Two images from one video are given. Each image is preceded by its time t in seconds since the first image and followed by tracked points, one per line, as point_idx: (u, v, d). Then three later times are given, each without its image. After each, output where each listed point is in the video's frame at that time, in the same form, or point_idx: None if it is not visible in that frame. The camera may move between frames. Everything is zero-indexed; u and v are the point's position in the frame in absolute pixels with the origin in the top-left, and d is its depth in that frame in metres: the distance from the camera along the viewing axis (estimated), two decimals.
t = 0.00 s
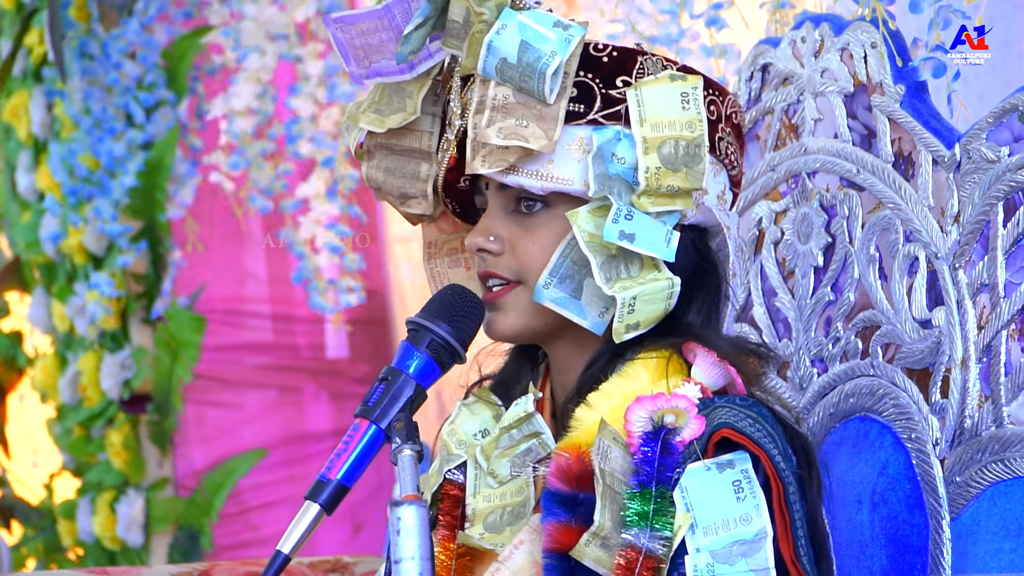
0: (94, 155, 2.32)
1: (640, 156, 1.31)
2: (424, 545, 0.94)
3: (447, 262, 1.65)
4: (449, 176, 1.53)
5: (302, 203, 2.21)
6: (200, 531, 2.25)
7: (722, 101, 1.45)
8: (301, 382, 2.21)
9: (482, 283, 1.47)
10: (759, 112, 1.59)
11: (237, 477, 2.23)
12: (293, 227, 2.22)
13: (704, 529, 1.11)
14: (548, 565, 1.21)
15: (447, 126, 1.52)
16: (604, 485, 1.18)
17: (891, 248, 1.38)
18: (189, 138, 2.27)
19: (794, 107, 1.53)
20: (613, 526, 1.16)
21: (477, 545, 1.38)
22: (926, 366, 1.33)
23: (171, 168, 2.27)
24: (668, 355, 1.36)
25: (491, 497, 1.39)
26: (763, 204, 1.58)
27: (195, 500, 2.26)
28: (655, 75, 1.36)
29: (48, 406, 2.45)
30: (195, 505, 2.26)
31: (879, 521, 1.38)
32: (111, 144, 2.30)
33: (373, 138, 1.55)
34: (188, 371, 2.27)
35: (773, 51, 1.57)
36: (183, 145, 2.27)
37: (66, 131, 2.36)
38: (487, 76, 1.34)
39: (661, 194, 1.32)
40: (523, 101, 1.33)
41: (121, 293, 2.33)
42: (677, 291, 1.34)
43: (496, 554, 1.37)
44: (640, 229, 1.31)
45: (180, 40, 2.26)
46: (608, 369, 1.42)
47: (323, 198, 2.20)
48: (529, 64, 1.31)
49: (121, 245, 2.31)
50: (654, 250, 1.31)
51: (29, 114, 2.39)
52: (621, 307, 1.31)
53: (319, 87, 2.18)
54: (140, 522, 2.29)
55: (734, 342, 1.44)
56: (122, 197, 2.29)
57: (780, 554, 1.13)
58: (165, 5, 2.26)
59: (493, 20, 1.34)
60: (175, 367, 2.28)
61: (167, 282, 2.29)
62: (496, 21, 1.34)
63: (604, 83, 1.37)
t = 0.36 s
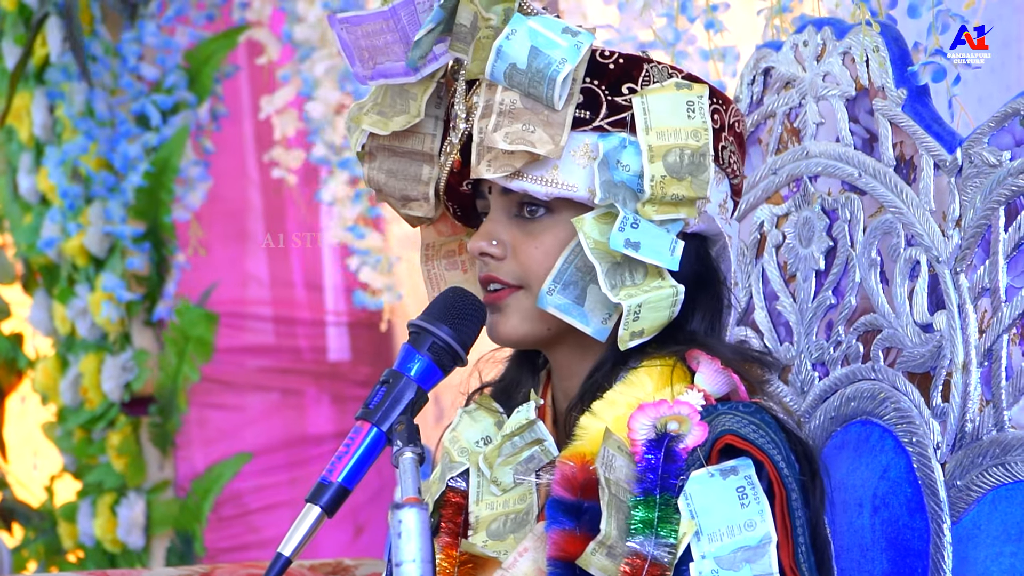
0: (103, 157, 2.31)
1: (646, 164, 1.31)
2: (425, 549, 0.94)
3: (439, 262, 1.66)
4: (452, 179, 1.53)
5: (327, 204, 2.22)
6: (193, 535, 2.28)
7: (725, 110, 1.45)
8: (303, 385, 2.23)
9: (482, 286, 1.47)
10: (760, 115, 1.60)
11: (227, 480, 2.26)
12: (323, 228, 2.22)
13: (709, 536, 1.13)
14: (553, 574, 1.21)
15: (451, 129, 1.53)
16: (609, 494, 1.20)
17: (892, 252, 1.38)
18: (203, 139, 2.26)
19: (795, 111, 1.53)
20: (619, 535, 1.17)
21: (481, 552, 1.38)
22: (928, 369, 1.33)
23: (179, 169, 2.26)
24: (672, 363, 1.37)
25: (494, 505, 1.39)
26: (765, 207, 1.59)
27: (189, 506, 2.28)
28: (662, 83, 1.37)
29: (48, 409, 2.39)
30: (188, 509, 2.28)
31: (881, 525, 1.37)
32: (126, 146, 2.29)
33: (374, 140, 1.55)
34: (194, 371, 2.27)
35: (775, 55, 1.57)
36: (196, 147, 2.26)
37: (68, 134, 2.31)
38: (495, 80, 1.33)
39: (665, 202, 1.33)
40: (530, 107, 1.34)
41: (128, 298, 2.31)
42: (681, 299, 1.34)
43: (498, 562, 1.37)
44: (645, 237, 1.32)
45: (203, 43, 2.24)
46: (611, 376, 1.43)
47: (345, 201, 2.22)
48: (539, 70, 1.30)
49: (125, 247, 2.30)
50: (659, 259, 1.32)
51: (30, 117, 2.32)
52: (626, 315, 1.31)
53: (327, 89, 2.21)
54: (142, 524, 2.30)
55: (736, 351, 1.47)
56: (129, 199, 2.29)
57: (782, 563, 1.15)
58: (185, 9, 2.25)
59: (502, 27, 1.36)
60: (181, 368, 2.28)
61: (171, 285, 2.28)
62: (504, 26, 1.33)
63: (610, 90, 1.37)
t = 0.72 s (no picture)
0: (102, 158, 2.30)
1: (643, 144, 1.32)
2: (427, 550, 0.94)
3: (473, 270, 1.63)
4: (464, 173, 1.51)
5: (281, 209, 2.25)
6: (197, 534, 2.28)
7: (738, 99, 1.44)
8: (303, 386, 2.26)
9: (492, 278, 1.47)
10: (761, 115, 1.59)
11: (231, 481, 2.28)
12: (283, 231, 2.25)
13: (726, 540, 1.12)
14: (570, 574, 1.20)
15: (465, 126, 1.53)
16: (628, 495, 1.18)
17: (893, 252, 1.38)
18: (197, 139, 2.26)
19: (796, 111, 1.53)
20: (635, 537, 1.16)
21: (498, 547, 1.37)
22: (929, 370, 1.33)
23: (176, 170, 2.26)
24: (694, 363, 1.36)
25: (512, 499, 1.39)
26: (765, 207, 1.59)
27: (193, 505, 2.28)
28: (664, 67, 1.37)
29: (49, 410, 2.37)
30: (191, 508, 2.28)
31: (882, 525, 1.37)
32: (122, 147, 2.28)
33: (394, 139, 1.56)
34: (189, 371, 2.28)
35: (776, 55, 1.57)
36: (190, 146, 2.26)
37: (71, 134, 2.30)
38: (492, 65, 1.35)
39: (665, 182, 1.33)
40: (526, 89, 1.34)
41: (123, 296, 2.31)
42: (680, 278, 1.34)
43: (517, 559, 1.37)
44: (639, 213, 1.31)
45: (187, 43, 2.25)
46: (632, 374, 1.43)
47: (301, 207, 2.25)
48: (531, 49, 1.31)
49: (125, 247, 2.29)
50: (656, 235, 1.31)
51: (30, 117, 2.30)
52: (621, 293, 1.31)
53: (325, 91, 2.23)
54: (142, 524, 2.30)
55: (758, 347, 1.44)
56: (129, 199, 2.28)
57: (799, 566, 1.15)
58: (172, 9, 2.25)
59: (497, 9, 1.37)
60: (176, 369, 2.29)
61: (170, 286, 2.28)
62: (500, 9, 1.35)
63: (612, 74, 1.37)
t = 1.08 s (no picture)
0: (97, 158, 2.31)
1: (642, 162, 1.32)
2: (426, 547, 0.94)
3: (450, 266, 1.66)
4: (452, 179, 1.53)
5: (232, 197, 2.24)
6: (196, 535, 2.27)
7: (725, 106, 1.45)
8: (303, 385, 2.20)
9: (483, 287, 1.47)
10: (760, 113, 1.59)
11: (229, 480, 2.24)
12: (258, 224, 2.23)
13: (714, 532, 1.14)
14: (559, 569, 1.24)
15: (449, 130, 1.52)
16: (616, 491, 1.23)
17: (893, 249, 1.38)
18: (194, 138, 2.26)
19: (795, 109, 1.53)
20: (624, 531, 1.20)
21: (490, 553, 1.38)
22: (929, 367, 1.33)
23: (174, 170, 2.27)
24: (680, 362, 1.37)
25: (505, 505, 1.39)
26: (765, 205, 1.58)
27: (191, 504, 2.27)
28: (657, 80, 1.37)
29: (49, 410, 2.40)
30: (189, 508, 2.27)
31: (881, 522, 1.38)
32: (119, 146, 2.29)
33: (376, 141, 1.55)
34: (189, 372, 2.26)
35: (774, 53, 1.56)
36: (185, 145, 2.26)
37: (68, 135, 2.31)
38: (489, 80, 1.34)
39: (662, 200, 1.33)
40: (525, 105, 1.33)
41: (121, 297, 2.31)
42: (684, 294, 1.34)
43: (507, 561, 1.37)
44: (642, 235, 1.32)
45: (189, 43, 2.25)
46: (618, 376, 1.43)
47: (252, 198, 2.23)
48: (531, 69, 1.30)
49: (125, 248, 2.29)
50: (657, 257, 1.32)
51: (29, 117, 2.33)
52: (631, 310, 1.31)
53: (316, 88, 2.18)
54: (143, 524, 2.30)
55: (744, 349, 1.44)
56: (127, 199, 2.29)
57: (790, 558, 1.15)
58: (174, 7, 2.25)
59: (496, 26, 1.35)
60: (175, 370, 2.28)
61: (168, 285, 2.29)
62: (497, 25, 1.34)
63: (606, 88, 1.37)
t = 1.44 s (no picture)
0: (102, 155, 2.30)
1: (650, 171, 1.32)
2: (428, 544, 0.94)
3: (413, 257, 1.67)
4: (445, 180, 1.51)
5: (266, 204, 2.23)
6: (197, 531, 2.26)
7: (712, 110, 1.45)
8: (306, 382, 2.23)
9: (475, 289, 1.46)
10: (763, 109, 1.59)
11: (230, 477, 2.25)
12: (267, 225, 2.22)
13: (699, 518, 1.15)
14: (544, 559, 1.24)
15: (438, 128, 1.50)
16: (600, 479, 1.22)
17: (895, 245, 1.37)
18: (197, 137, 2.26)
19: (797, 105, 1.53)
20: (609, 518, 1.20)
21: (477, 550, 1.38)
22: (932, 363, 1.33)
23: (176, 167, 2.26)
24: (663, 354, 1.38)
25: (490, 504, 1.38)
26: (767, 201, 1.58)
27: (192, 502, 2.27)
28: (659, 87, 1.37)
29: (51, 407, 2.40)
30: (191, 505, 2.27)
31: (884, 519, 1.38)
32: (120, 143, 2.28)
33: (360, 138, 1.52)
34: (193, 369, 2.26)
35: (777, 48, 1.57)
36: (190, 144, 2.26)
37: (72, 131, 2.31)
38: (501, 89, 1.33)
39: (667, 208, 1.34)
40: (537, 115, 1.33)
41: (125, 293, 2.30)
42: (686, 305, 1.34)
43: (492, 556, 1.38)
44: (654, 246, 1.32)
45: (186, 39, 2.25)
46: (602, 370, 1.45)
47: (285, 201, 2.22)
48: (549, 80, 1.31)
49: (129, 245, 2.29)
50: (666, 267, 1.32)
51: (31, 114, 2.32)
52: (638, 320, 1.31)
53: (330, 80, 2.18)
54: (145, 521, 2.29)
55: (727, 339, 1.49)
56: (130, 196, 2.28)
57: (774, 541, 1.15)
58: (170, 4, 2.24)
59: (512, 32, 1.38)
60: (180, 365, 2.27)
61: (171, 282, 2.27)
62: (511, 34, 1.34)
63: (610, 94, 1.36)
